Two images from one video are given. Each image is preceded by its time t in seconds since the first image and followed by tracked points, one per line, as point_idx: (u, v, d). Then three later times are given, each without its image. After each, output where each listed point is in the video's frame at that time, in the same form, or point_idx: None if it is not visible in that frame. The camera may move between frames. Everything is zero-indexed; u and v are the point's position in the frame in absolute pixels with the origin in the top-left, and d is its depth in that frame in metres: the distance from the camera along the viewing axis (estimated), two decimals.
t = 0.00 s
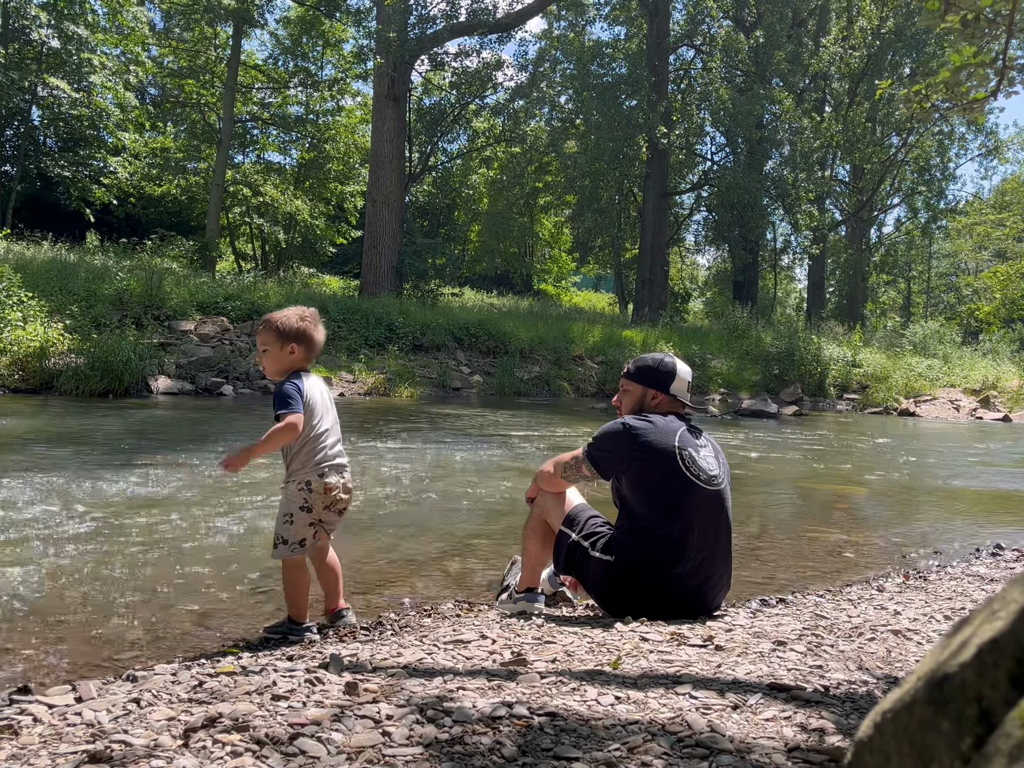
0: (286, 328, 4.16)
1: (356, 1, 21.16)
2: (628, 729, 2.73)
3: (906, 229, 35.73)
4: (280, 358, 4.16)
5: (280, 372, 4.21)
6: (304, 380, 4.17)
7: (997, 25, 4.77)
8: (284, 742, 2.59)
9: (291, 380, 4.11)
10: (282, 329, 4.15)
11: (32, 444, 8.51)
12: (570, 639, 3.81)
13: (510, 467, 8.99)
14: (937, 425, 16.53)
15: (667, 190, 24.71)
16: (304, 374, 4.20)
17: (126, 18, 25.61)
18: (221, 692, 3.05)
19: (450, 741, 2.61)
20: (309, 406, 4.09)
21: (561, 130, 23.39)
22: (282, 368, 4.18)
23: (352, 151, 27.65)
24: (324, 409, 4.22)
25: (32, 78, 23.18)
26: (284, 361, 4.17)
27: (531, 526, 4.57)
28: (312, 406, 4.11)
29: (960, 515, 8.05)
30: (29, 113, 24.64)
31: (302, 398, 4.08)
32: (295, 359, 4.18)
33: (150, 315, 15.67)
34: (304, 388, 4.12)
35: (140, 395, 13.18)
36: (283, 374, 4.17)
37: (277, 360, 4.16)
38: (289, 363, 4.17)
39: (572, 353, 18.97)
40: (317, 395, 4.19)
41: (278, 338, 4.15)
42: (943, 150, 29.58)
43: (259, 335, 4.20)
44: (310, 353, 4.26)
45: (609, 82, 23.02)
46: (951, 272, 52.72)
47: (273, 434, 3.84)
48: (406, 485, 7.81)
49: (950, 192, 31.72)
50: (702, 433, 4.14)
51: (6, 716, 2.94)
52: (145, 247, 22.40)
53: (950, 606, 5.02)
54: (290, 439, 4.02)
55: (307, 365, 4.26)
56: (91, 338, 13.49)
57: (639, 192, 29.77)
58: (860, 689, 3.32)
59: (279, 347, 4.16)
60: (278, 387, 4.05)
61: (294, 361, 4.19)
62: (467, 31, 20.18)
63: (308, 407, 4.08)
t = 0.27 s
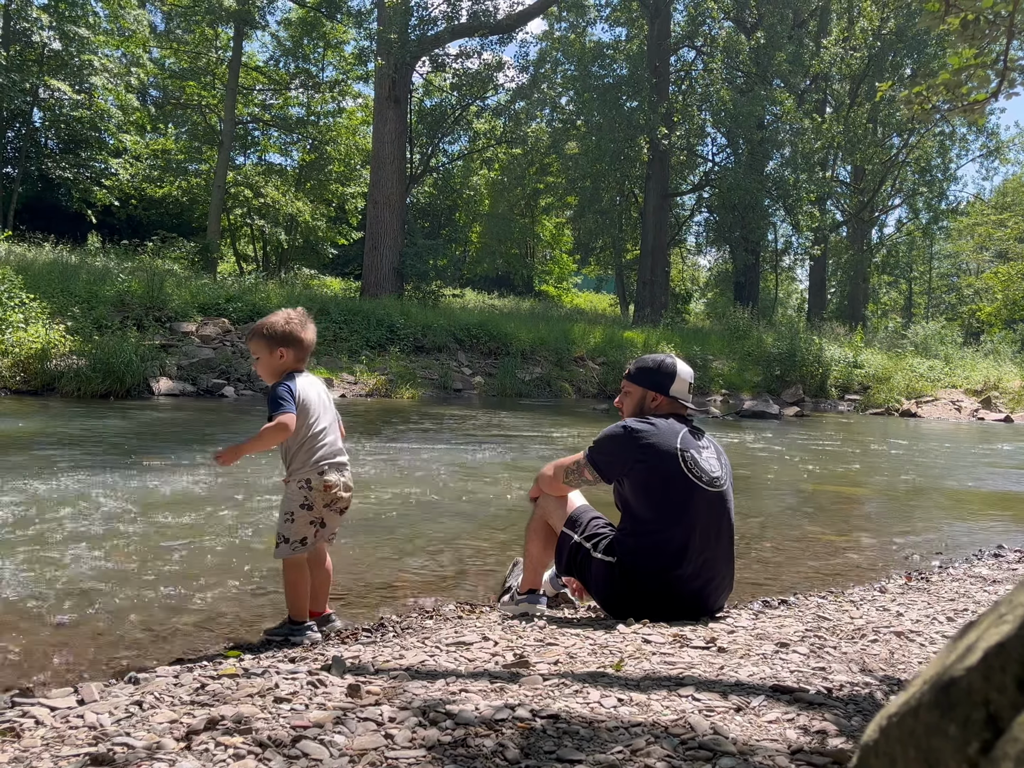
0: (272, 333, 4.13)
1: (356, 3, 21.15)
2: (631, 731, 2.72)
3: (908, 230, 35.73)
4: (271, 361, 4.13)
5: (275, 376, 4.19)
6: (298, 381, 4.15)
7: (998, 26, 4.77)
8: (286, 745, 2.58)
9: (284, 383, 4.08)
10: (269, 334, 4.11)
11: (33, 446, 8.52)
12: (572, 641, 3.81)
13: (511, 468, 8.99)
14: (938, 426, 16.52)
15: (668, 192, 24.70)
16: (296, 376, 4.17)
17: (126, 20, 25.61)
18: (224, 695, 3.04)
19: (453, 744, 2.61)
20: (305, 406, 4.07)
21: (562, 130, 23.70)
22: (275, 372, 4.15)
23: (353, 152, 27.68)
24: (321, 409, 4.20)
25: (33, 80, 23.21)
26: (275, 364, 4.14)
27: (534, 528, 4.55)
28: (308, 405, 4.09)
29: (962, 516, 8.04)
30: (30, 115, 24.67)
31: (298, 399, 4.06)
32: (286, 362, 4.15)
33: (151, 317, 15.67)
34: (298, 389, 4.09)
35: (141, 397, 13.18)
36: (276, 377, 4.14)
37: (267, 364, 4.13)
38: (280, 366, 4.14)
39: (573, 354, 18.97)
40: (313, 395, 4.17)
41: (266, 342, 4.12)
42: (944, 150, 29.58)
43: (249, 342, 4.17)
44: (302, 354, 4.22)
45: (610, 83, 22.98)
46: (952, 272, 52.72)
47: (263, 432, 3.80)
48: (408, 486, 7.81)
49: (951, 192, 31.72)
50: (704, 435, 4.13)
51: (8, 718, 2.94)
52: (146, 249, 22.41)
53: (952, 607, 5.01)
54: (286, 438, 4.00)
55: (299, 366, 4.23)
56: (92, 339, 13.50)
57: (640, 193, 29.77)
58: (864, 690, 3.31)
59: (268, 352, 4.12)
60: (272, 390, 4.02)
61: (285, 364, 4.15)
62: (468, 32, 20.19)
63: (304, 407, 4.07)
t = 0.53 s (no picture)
0: (275, 336, 4.16)
1: (357, 4, 21.13)
2: (632, 734, 2.72)
3: (909, 231, 35.71)
4: (274, 363, 4.15)
5: (277, 378, 4.21)
6: (299, 384, 4.16)
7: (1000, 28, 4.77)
8: (287, 747, 2.59)
9: (289, 384, 4.10)
10: (272, 336, 4.15)
11: (35, 447, 8.52)
12: (573, 643, 3.81)
13: (512, 469, 9.00)
14: (940, 427, 16.51)
15: (669, 193, 24.70)
16: (297, 379, 4.19)
17: (127, 22, 25.63)
18: (225, 697, 3.04)
19: (453, 746, 2.61)
20: (307, 408, 4.09)
21: (563, 131, 23.73)
22: (277, 374, 4.17)
23: (354, 154, 27.70)
24: (321, 412, 4.22)
25: (35, 81, 23.23)
26: (278, 367, 4.16)
27: (535, 529, 4.53)
28: (309, 408, 4.10)
29: (963, 518, 8.03)
30: (32, 117, 24.70)
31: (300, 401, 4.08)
32: (288, 364, 4.17)
33: (152, 318, 15.69)
34: (300, 391, 4.11)
35: (142, 398, 13.19)
36: (278, 379, 4.16)
37: (270, 366, 4.15)
38: (282, 368, 4.16)
39: (574, 355, 18.97)
40: (316, 398, 4.19)
41: (269, 344, 4.15)
42: (946, 152, 29.56)
43: (253, 343, 4.20)
44: (304, 357, 4.25)
45: (612, 84, 22.98)
46: (953, 273, 52.70)
47: (270, 432, 3.80)
48: (409, 488, 7.81)
49: (952, 193, 31.70)
50: (704, 436, 4.13)
51: (9, 720, 2.94)
52: (147, 250, 22.42)
53: (953, 608, 5.01)
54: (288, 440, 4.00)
55: (301, 369, 4.25)
56: (93, 340, 13.51)
57: (641, 194, 29.77)
58: (864, 692, 3.31)
59: (271, 354, 4.15)
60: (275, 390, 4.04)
61: (288, 366, 4.18)
62: (469, 33, 20.19)
63: (306, 409, 4.08)
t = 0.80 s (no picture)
0: (254, 337, 4.15)
1: (360, 4, 21.14)
2: (633, 733, 2.72)
3: (910, 232, 35.70)
4: (253, 365, 4.16)
5: (256, 380, 4.22)
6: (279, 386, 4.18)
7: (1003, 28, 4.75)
8: (288, 746, 2.59)
9: (269, 386, 4.10)
10: (252, 338, 4.15)
11: (38, 448, 8.53)
12: (574, 643, 3.80)
13: (514, 470, 9.01)
14: (942, 428, 16.50)
15: (671, 194, 24.70)
16: (276, 380, 4.20)
17: (130, 23, 25.68)
18: (226, 696, 3.05)
19: (454, 746, 2.61)
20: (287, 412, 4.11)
21: (564, 132, 23.75)
22: (257, 376, 4.18)
23: (356, 155, 27.75)
24: (301, 415, 4.23)
25: (37, 81, 23.28)
26: (258, 369, 4.16)
27: (537, 529, 4.53)
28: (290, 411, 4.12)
29: (965, 518, 8.02)
30: (35, 117, 24.75)
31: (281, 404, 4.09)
32: (267, 366, 4.18)
33: (154, 318, 15.71)
34: (281, 392, 4.12)
35: (144, 398, 13.20)
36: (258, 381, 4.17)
37: (249, 368, 4.16)
38: (261, 370, 4.16)
39: (576, 355, 18.97)
40: (294, 401, 4.21)
41: (249, 345, 4.15)
42: (948, 152, 29.55)
43: (232, 345, 4.19)
44: (283, 359, 4.25)
45: (613, 84, 22.88)
46: (955, 274, 52.68)
47: (251, 436, 3.81)
48: (410, 488, 7.82)
49: (954, 194, 31.68)
50: (706, 436, 4.12)
51: (11, 719, 2.95)
52: (150, 251, 22.45)
53: (954, 609, 5.00)
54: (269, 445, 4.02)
55: (280, 370, 4.25)
56: (95, 340, 13.53)
57: (643, 195, 29.77)
58: (866, 692, 3.31)
59: (250, 356, 4.14)
60: (255, 394, 4.04)
61: (267, 368, 4.18)
62: (471, 33, 20.21)
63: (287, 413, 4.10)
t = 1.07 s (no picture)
0: (237, 338, 4.16)
1: (362, 5, 21.13)
2: (635, 734, 2.71)
3: (913, 233, 35.65)
4: (236, 365, 4.18)
5: (240, 380, 4.25)
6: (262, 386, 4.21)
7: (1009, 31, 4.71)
8: (291, 746, 2.59)
9: (253, 386, 4.13)
10: (234, 338, 4.16)
11: (40, 448, 8.53)
12: (577, 643, 3.80)
13: (516, 470, 9.01)
14: (944, 429, 16.46)
15: (673, 194, 24.68)
16: (260, 379, 4.23)
17: (133, 24, 25.70)
18: (228, 696, 3.04)
19: (457, 746, 2.60)
20: (273, 411, 4.14)
21: (567, 132, 23.72)
22: (240, 376, 4.21)
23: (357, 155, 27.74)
24: (285, 413, 4.26)
25: (40, 81, 23.29)
26: (241, 369, 4.19)
27: (538, 529, 4.53)
28: (275, 410, 4.16)
29: (967, 519, 8.01)
30: (37, 117, 24.76)
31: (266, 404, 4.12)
32: (250, 366, 4.20)
33: (156, 319, 15.72)
34: (265, 392, 4.15)
35: (146, 398, 13.21)
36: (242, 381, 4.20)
37: (232, 369, 4.18)
38: (245, 370, 4.19)
39: (577, 356, 18.95)
40: (279, 400, 4.24)
41: (232, 346, 4.17)
42: (951, 153, 29.51)
43: (214, 347, 4.21)
44: (265, 359, 4.27)
45: (615, 85, 22.80)
46: (957, 275, 52.61)
47: (234, 433, 3.85)
48: (413, 488, 7.82)
49: (957, 195, 31.63)
50: (708, 437, 4.11)
51: (13, 719, 2.95)
52: (152, 251, 22.45)
53: (958, 610, 4.99)
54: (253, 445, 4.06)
55: (263, 369, 4.28)
56: (98, 340, 13.54)
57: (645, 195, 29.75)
58: (869, 694, 3.30)
59: (233, 357, 4.17)
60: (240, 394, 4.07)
61: (250, 368, 4.21)
62: (474, 34, 20.22)
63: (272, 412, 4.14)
